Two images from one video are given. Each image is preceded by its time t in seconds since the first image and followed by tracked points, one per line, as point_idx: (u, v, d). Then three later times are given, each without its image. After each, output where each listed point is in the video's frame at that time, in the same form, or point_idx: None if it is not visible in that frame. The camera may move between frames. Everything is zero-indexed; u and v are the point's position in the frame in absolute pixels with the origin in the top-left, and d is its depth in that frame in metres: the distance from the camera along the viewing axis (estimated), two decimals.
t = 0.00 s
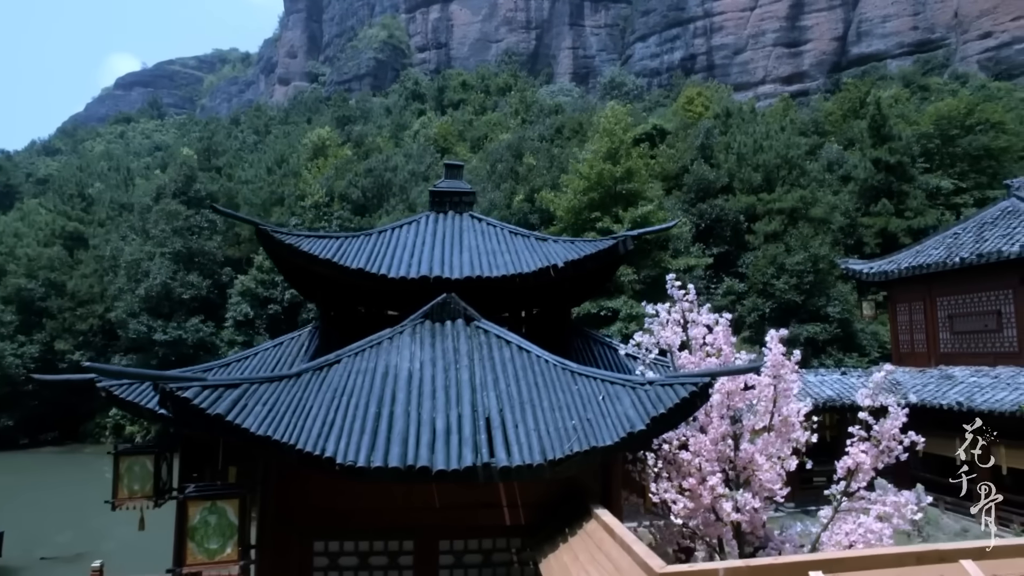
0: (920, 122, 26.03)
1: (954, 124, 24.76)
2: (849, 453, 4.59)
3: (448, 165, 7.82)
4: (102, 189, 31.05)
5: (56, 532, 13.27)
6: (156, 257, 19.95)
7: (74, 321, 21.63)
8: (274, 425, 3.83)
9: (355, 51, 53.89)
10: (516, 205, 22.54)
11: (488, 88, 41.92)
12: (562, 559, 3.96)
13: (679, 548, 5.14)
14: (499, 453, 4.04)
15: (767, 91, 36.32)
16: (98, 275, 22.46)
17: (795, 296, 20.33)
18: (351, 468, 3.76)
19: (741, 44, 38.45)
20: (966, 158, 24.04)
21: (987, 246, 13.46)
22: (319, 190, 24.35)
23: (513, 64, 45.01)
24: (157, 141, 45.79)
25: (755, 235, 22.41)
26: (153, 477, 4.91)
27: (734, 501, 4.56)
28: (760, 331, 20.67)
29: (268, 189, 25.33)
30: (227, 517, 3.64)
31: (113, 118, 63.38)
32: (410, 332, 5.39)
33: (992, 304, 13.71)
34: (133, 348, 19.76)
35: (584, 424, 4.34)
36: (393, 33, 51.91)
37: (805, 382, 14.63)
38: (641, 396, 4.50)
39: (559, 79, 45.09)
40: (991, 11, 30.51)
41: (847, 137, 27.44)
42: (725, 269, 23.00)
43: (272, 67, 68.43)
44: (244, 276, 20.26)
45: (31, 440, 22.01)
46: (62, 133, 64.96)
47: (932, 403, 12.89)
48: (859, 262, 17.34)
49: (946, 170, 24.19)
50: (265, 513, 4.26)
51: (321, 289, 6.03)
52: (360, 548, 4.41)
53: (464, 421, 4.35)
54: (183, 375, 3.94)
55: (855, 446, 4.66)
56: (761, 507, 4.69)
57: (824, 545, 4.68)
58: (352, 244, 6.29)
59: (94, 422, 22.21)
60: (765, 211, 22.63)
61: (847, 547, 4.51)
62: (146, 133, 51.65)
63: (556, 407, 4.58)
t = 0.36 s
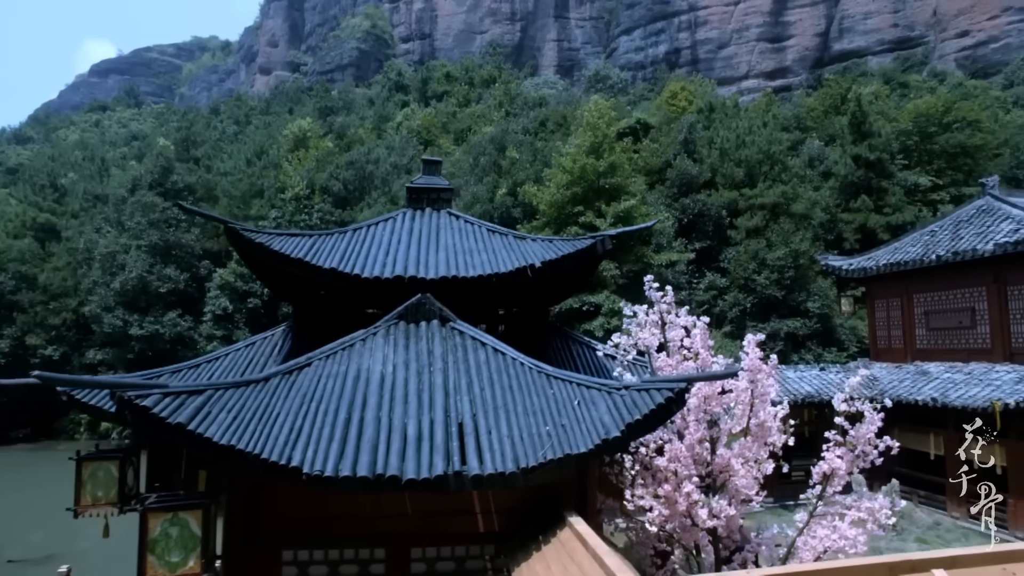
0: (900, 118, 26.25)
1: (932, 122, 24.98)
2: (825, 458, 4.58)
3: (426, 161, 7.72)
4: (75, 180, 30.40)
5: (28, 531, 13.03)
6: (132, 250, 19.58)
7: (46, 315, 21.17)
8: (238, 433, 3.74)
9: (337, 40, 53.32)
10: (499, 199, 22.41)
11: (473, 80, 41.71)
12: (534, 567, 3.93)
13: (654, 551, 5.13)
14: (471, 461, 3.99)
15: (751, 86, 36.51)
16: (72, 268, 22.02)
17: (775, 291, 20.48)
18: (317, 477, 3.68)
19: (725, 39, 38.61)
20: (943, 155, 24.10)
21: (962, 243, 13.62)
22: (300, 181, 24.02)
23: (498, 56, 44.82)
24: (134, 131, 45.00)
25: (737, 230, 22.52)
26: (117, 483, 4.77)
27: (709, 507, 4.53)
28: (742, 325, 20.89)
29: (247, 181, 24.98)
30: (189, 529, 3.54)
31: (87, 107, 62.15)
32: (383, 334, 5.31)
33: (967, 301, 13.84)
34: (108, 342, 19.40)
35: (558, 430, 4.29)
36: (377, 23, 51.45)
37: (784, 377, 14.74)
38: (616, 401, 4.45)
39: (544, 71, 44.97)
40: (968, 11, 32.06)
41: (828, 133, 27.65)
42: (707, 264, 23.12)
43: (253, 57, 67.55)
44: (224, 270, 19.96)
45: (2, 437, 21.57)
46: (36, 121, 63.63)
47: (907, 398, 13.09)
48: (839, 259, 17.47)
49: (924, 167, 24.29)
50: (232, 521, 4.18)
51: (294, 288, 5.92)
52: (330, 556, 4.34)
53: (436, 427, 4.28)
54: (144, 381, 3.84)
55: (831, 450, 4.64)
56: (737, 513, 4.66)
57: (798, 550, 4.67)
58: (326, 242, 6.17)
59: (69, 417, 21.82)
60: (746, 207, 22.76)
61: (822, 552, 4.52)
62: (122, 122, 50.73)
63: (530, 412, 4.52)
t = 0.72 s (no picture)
0: (881, 109, 26.35)
1: (912, 113, 24.93)
2: (801, 459, 4.57)
3: (403, 151, 7.59)
4: (47, 165, 29.69)
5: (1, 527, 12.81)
6: (107, 238, 19.19)
7: (18, 305, 20.71)
8: (201, 438, 3.67)
9: (319, 24, 52.44)
10: (482, 187, 22.20)
11: (457, 66, 41.34)
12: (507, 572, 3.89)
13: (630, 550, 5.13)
14: (442, 465, 3.94)
15: (735, 75, 36.54)
16: (44, 257, 21.55)
17: (756, 281, 20.61)
18: (283, 483, 3.61)
19: (710, 27, 38.56)
20: (922, 147, 24.28)
21: (940, 236, 13.71)
22: (280, 168, 23.63)
23: (482, 42, 44.41)
24: (109, 115, 44.06)
25: (719, 220, 22.55)
26: (81, 484, 4.63)
27: (684, 508, 4.49)
28: (723, 316, 21.02)
29: (226, 168, 24.56)
30: (150, 536, 3.43)
31: (60, 89, 60.66)
32: (356, 331, 5.23)
33: (943, 293, 14.00)
34: (83, 333, 19.06)
35: (532, 432, 4.24)
36: (359, 6, 50.68)
37: (764, 368, 14.86)
38: (592, 402, 4.41)
39: (529, 58, 44.66)
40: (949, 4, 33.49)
41: (811, 123, 27.73)
42: (690, 253, 23.17)
43: (232, 39, 66.30)
44: (202, 258, 19.65)
45: None
46: (6, 103, 62.03)
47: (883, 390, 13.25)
48: (819, 250, 17.53)
49: (903, 159, 24.23)
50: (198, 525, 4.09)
51: (265, 284, 5.80)
52: (300, 560, 4.28)
53: (408, 429, 4.22)
54: (102, 385, 3.76)
55: (807, 450, 4.64)
56: (712, 514, 4.65)
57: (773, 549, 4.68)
58: (298, 236, 6.04)
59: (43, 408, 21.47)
60: (729, 196, 22.72)
61: (797, 552, 4.53)
62: (97, 105, 49.62)
63: (504, 413, 4.47)
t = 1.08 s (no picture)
0: (863, 95, 26.39)
1: (894, 100, 25.14)
2: (776, 454, 4.57)
3: (379, 138, 7.43)
4: (17, 146, 28.87)
5: None
6: (81, 222, 18.73)
7: None
8: (162, 441, 3.58)
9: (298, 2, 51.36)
10: (464, 171, 21.92)
11: (440, 47, 40.80)
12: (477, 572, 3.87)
13: (605, 545, 5.15)
14: (413, 465, 3.88)
15: (720, 59, 36.44)
16: (15, 241, 21.00)
17: (739, 267, 20.69)
18: (248, 486, 3.53)
19: (695, 11, 38.34)
20: (904, 133, 24.52)
21: (919, 224, 13.80)
22: (258, 151, 23.20)
23: (465, 23, 43.85)
24: (82, 94, 42.90)
25: (702, 205, 22.53)
26: (44, 483, 4.48)
27: (659, 506, 4.46)
28: (705, 301, 21.14)
29: (203, 150, 24.06)
30: (111, 542, 3.34)
31: (29, 66, 58.90)
32: (329, 325, 5.14)
33: (920, 280, 14.13)
34: (57, 319, 18.66)
35: (506, 429, 4.20)
36: None
37: (744, 355, 14.96)
38: (567, 398, 4.36)
39: (513, 39, 44.19)
40: None
41: (795, 108, 27.72)
42: (673, 239, 23.18)
43: (208, 16, 64.78)
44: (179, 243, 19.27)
45: None
46: None
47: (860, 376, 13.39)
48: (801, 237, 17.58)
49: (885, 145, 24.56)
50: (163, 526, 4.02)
51: (236, 275, 5.68)
52: (269, 561, 4.23)
53: (379, 427, 4.15)
54: (58, 385, 3.65)
55: (782, 446, 4.66)
56: (686, 510, 4.65)
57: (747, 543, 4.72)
58: (269, 226, 5.91)
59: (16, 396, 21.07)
60: (712, 181, 22.67)
61: (772, 547, 4.57)
62: (69, 84, 48.30)
63: (477, 409, 4.42)
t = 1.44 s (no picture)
0: (847, 77, 26.35)
1: (877, 82, 25.10)
2: (751, 446, 4.56)
3: (353, 120, 7.25)
4: None
5: None
6: (51, 203, 18.27)
7: None
8: (120, 442, 3.49)
9: None
10: (446, 152, 21.59)
11: (422, 23, 40.15)
12: (448, 570, 3.84)
13: (581, 536, 5.16)
14: (383, 461, 3.82)
15: (705, 39, 36.22)
16: None
17: (721, 249, 20.75)
18: (212, 486, 3.46)
19: None
20: (886, 115, 24.51)
21: (899, 208, 13.85)
22: (236, 130, 22.73)
23: None
24: (51, 68, 41.64)
25: (686, 186, 22.46)
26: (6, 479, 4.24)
27: (633, 500, 4.44)
28: (688, 282, 21.25)
29: (178, 129, 23.51)
30: (68, 546, 3.24)
31: None
32: (300, 315, 5.03)
33: (898, 264, 14.23)
34: (30, 302, 18.25)
35: (478, 424, 4.15)
36: None
37: (724, 338, 15.02)
38: (541, 391, 4.31)
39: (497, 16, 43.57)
40: None
41: (779, 89, 27.63)
42: (656, 220, 23.18)
43: None
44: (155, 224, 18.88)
45: None
46: None
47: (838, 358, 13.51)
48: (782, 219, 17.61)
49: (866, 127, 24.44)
50: (127, 526, 3.92)
51: (204, 264, 5.54)
52: (238, 558, 4.17)
53: (349, 422, 4.08)
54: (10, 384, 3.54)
55: (757, 438, 4.65)
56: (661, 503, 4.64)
57: (721, 534, 4.74)
58: (238, 212, 5.75)
59: None
60: (696, 162, 22.59)
61: (746, 539, 4.58)
62: (37, 57, 46.88)
63: (450, 403, 4.36)
